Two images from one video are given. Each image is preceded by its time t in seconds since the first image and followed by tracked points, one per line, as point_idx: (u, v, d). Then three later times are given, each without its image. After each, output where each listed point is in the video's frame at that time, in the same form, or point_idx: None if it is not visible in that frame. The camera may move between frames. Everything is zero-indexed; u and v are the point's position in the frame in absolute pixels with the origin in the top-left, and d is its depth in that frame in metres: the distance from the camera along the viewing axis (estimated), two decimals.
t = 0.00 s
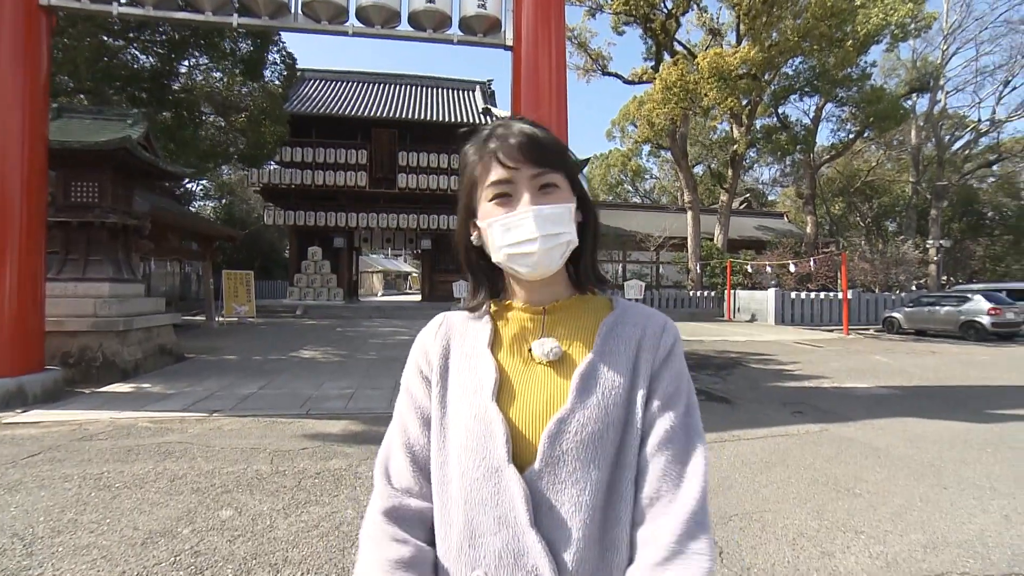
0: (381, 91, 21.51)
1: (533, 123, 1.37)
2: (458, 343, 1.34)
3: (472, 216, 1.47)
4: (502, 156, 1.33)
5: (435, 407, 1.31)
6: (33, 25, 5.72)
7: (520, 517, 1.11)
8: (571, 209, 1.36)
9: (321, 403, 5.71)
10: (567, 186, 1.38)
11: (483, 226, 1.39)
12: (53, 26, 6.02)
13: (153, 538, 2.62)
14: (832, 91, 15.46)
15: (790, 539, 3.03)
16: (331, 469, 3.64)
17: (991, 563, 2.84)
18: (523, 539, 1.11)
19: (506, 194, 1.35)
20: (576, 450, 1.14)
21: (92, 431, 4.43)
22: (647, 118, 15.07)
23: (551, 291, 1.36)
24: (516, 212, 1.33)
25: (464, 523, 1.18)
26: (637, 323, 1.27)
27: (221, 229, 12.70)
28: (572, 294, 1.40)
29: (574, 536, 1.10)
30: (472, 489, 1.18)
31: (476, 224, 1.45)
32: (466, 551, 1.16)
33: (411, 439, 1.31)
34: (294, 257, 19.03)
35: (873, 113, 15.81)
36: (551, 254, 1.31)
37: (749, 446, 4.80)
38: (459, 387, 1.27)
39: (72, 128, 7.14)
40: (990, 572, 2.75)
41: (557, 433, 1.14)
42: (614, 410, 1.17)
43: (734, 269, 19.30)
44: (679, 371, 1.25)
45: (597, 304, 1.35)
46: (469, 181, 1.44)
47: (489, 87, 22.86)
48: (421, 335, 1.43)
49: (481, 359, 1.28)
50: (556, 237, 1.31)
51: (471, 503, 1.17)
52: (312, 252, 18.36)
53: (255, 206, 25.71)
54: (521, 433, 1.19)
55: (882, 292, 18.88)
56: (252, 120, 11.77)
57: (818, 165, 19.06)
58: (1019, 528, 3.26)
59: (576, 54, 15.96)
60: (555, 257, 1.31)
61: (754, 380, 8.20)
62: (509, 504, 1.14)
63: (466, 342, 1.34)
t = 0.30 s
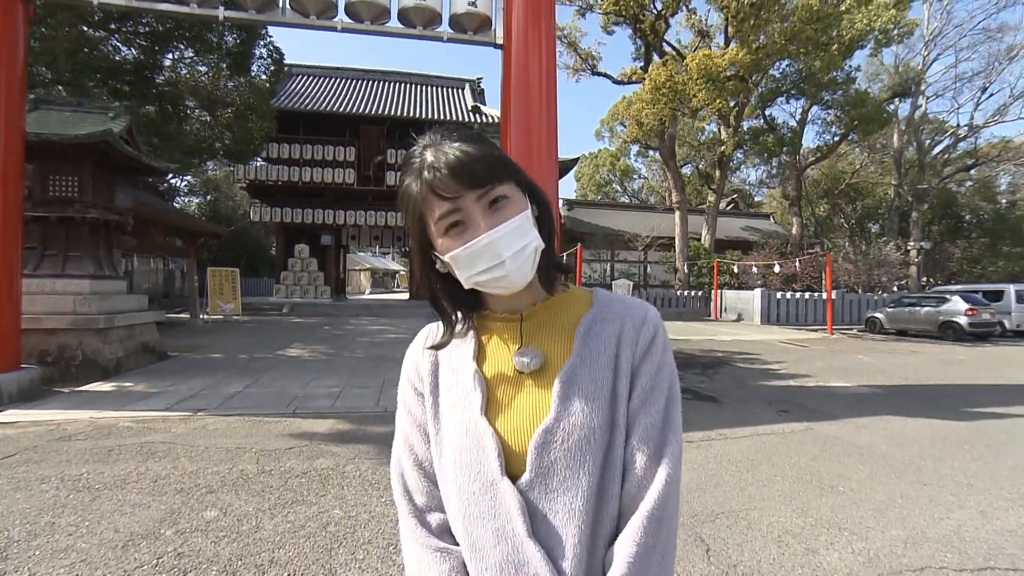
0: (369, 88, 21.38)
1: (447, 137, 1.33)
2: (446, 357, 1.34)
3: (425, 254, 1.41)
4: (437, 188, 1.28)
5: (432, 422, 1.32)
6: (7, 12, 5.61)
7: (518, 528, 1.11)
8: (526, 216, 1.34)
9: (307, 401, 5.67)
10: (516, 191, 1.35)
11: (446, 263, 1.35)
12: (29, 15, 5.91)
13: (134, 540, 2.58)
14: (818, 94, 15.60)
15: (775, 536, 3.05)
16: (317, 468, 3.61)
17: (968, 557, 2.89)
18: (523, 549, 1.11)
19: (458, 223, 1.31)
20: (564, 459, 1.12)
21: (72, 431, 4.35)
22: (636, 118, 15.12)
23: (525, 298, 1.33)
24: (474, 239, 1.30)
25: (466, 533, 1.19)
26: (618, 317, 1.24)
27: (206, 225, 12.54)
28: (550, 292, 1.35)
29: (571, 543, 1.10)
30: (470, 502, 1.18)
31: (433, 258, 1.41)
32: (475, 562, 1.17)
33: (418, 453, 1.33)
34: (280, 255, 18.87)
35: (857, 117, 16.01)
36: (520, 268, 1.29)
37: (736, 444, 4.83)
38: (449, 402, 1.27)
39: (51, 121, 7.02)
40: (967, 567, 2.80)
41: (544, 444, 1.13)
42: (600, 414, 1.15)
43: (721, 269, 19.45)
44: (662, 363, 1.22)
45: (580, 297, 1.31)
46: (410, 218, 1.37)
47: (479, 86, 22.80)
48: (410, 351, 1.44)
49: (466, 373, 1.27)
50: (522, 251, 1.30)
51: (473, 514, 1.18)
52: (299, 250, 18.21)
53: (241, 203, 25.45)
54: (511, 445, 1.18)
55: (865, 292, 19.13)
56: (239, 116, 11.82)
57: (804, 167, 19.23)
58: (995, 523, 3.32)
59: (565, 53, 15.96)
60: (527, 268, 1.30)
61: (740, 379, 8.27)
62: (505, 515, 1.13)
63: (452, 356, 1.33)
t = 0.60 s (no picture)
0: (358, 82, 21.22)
1: (496, 107, 1.36)
2: (443, 347, 1.31)
3: (442, 211, 1.45)
4: (467, 145, 1.31)
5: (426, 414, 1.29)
6: None
7: (516, 523, 1.10)
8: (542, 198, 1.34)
9: (297, 399, 5.63)
10: (541, 174, 1.36)
11: (453, 219, 1.38)
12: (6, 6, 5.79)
13: (122, 541, 2.55)
14: (806, 91, 15.66)
15: (764, 529, 3.07)
16: (308, 467, 3.57)
17: (951, 546, 2.93)
18: (520, 544, 1.10)
19: (475, 183, 1.33)
20: (565, 457, 1.12)
21: (56, 431, 4.29)
22: (626, 114, 15.13)
23: (528, 286, 1.34)
24: (485, 202, 1.32)
25: (461, 529, 1.16)
26: (623, 319, 1.25)
27: (194, 222, 12.39)
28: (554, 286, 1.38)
29: (569, 540, 1.09)
30: (466, 498, 1.16)
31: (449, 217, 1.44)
32: (468, 558, 1.15)
33: (411, 445, 1.30)
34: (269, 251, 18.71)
35: (844, 114, 16.15)
36: (524, 244, 1.29)
37: (727, 438, 4.86)
38: (447, 395, 1.24)
39: (30, 114, 6.89)
40: (949, 555, 2.84)
41: (546, 440, 1.12)
42: (603, 411, 1.15)
43: (710, 265, 19.55)
44: (668, 366, 1.23)
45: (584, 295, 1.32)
46: (435, 171, 1.42)
47: (469, 81, 22.70)
48: (406, 338, 1.41)
49: (465, 364, 1.25)
50: (528, 229, 1.30)
51: (468, 511, 1.16)
52: (288, 246, 18.07)
53: (228, 199, 25.21)
54: (512, 441, 1.17)
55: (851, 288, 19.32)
56: (226, 110, 11.60)
57: (792, 163, 19.33)
58: (976, 512, 3.37)
59: (556, 49, 15.92)
60: (531, 248, 1.30)
61: (729, 373, 8.32)
62: (503, 512, 1.12)
63: (449, 346, 1.31)
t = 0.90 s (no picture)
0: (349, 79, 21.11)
1: (555, 112, 1.36)
2: (449, 328, 1.31)
3: (477, 199, 1.46)
4: (516, 139, 1.32)
5: (421, 393, 1.28)
6: None
7: (507, 505, 1.09)
8: (575, 206, 1.34)
9: (290, 397, 5.60)
10: (576, 181, 1.36)
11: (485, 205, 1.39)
12: None
13: (112, 543, 2.52)
14: (796, 88, 15.71)
15: (757, 523, 3.08)
16: (301, 465, 3.56)
17: (939, 537, 2.95)
18: (509, 529, 1.09)
19: (513, 176, 1.33)
20: (565, 442, 1.11)
21: (44, 432, 4.24)
22: (618, 112, 15.13)
23: (543, 282, 1.35)
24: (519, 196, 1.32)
25: (449, 509, 1.15)
26: (628, 322, 1.27)
27: (183, 220, 12.28)
28: (565, 289, 1.39)
29: (560, 528, 1.08)
30: (457, 476, 1.15)
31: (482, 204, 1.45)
32: (452, 539, 1.14)
33: (399, 421, 1.29)
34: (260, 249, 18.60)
35: (833, 112, 16.24)
36: (546, 244, 1.29)
37: (720, 434, 4.88)
38: (448, 372, 1.24)
39: (14, 110, 6.80)
40: (937, 546, 2.86)
41: (548, 423, 1.11)
42: (606, 402, 1.15)
43: (702, 262, 19.62)
44: (670, 372, 1.24)
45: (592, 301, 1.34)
46: (480, 157, 1.43)
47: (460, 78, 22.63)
48: (410, 317, 1.40)
49: (472, 345, 1.25)
50: (553, 228, 1.30)
51: (458, 489, 1.15)
52: (280, 244, 17.96)
53: (218, 197, 25.03)
54: (512, 421, 1.16)
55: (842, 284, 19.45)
56: (215, 107, 11.54)
57: (783, 160, 19.41)
58: (962, 503, 3.40)
59: (547, 46, 15.91)
60: (550, 247, 1.30)
61: (721, 369, 8.36)
62: (495, 494, 1.11)
63: (454, 329, 1.31)
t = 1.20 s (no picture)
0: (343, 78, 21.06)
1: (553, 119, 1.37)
2: (447, 330, 1.32)
3: (477, 207, 1.47)
4: (515, 149, 1.33)
5: (420, 393, 1.28)
6: None
7: (503, 504, 1.09)
8: (574, 214, 1.35)
9: (286, 398, 5.58)
10: (575, 188, 1.37)
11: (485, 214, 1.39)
12: None
13: (107, 544, 2.52)
14: (791, 87, 15.74)
15: (753, 520, 3.09)
16: (298, 465, 3.55)
17: (931, 533, 2.97)
18: (504, 528, 1.09)
19: (513, 185, 1.34)
20: (561, 441, 1.11)
21: (38, 434, 4.22)
22: (614, 111, 15.14)
23: (543, 289, 1.36)
24: (518, 205, 1.33)
25: (445, 508, 1.16)
26: (626, 327, 1.27)
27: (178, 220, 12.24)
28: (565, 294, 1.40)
29: (555, 528, 1.08)
30: (454, 474, 1.16)
31: (482, 212, 1.45)
32: (447, 538, 1.14)
33: (398, 423, 1.30)
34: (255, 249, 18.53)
35: (827, 110, 16.30)
36: (546, 252, 1.30)
37: (717, 431, 4.90)
38: (447, 372, 1.24)
39: (6, 109, 6.77)
40: (929, 541, 2.88)
41: (545, 423, 1.12)
42: (603, 402, 1.16)
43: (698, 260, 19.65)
44: (668, 377, 1.25)
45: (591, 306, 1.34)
46: (479, 167, 1.44)
47: (456, 77, 22.60)
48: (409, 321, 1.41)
49: (471, 345, 1.26)
50: (553, 236, 1.31)
51: (454, 488, 1.15)
52: (275, 244, 17.90)
53: (213, 197, 24.93)
54: (510, 420, 1.16)
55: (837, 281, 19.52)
56: (209, 107, 11.53)
57: (777, 159, 19.46)
58: (955, 499, 3.41)
59: (543, 45, 15.91)
60: (551, 255, 1.30)
61: (717, 367, 8.39)
62: (491, 492, 1.12)
63: (453, 331, 1.31)
